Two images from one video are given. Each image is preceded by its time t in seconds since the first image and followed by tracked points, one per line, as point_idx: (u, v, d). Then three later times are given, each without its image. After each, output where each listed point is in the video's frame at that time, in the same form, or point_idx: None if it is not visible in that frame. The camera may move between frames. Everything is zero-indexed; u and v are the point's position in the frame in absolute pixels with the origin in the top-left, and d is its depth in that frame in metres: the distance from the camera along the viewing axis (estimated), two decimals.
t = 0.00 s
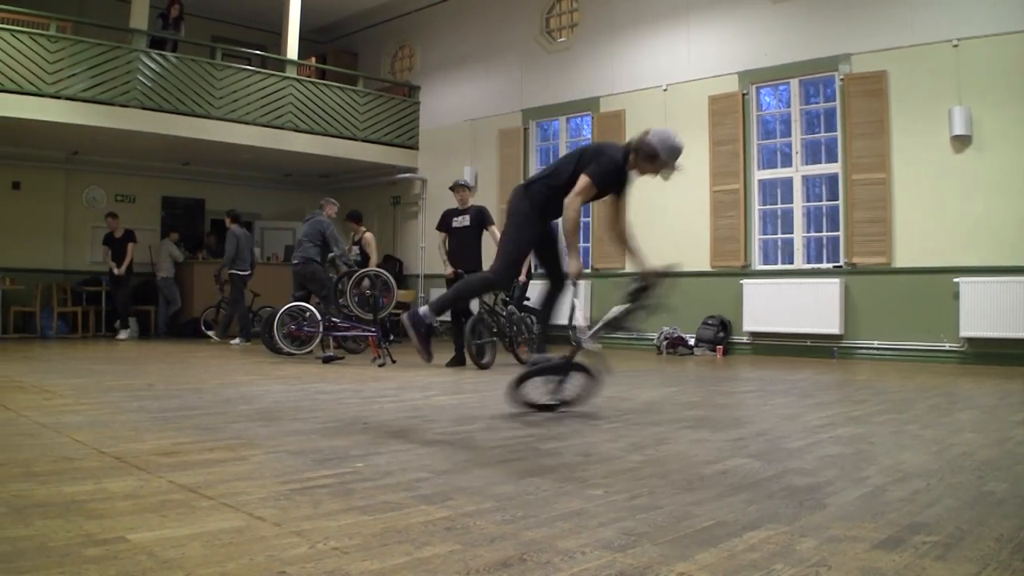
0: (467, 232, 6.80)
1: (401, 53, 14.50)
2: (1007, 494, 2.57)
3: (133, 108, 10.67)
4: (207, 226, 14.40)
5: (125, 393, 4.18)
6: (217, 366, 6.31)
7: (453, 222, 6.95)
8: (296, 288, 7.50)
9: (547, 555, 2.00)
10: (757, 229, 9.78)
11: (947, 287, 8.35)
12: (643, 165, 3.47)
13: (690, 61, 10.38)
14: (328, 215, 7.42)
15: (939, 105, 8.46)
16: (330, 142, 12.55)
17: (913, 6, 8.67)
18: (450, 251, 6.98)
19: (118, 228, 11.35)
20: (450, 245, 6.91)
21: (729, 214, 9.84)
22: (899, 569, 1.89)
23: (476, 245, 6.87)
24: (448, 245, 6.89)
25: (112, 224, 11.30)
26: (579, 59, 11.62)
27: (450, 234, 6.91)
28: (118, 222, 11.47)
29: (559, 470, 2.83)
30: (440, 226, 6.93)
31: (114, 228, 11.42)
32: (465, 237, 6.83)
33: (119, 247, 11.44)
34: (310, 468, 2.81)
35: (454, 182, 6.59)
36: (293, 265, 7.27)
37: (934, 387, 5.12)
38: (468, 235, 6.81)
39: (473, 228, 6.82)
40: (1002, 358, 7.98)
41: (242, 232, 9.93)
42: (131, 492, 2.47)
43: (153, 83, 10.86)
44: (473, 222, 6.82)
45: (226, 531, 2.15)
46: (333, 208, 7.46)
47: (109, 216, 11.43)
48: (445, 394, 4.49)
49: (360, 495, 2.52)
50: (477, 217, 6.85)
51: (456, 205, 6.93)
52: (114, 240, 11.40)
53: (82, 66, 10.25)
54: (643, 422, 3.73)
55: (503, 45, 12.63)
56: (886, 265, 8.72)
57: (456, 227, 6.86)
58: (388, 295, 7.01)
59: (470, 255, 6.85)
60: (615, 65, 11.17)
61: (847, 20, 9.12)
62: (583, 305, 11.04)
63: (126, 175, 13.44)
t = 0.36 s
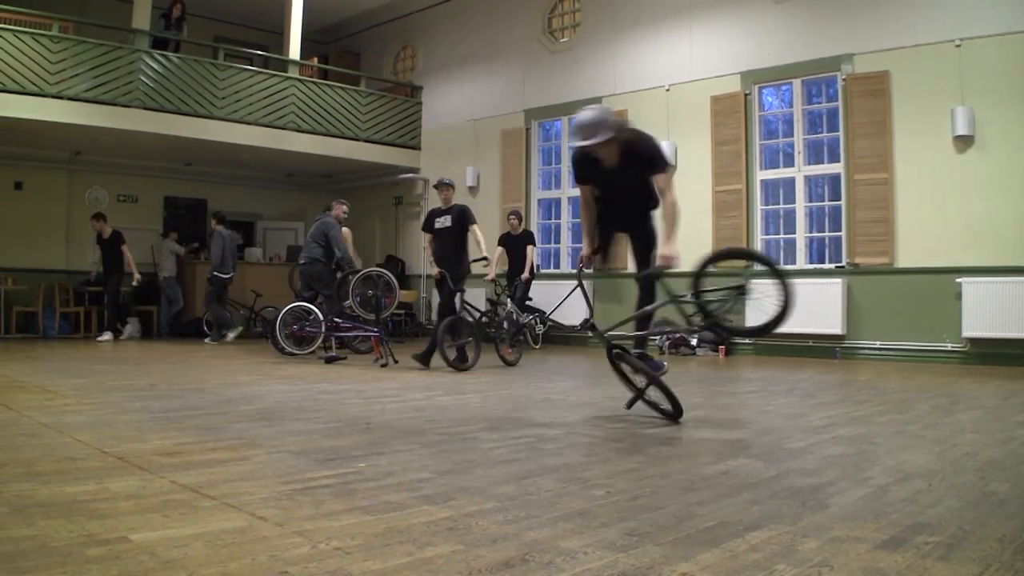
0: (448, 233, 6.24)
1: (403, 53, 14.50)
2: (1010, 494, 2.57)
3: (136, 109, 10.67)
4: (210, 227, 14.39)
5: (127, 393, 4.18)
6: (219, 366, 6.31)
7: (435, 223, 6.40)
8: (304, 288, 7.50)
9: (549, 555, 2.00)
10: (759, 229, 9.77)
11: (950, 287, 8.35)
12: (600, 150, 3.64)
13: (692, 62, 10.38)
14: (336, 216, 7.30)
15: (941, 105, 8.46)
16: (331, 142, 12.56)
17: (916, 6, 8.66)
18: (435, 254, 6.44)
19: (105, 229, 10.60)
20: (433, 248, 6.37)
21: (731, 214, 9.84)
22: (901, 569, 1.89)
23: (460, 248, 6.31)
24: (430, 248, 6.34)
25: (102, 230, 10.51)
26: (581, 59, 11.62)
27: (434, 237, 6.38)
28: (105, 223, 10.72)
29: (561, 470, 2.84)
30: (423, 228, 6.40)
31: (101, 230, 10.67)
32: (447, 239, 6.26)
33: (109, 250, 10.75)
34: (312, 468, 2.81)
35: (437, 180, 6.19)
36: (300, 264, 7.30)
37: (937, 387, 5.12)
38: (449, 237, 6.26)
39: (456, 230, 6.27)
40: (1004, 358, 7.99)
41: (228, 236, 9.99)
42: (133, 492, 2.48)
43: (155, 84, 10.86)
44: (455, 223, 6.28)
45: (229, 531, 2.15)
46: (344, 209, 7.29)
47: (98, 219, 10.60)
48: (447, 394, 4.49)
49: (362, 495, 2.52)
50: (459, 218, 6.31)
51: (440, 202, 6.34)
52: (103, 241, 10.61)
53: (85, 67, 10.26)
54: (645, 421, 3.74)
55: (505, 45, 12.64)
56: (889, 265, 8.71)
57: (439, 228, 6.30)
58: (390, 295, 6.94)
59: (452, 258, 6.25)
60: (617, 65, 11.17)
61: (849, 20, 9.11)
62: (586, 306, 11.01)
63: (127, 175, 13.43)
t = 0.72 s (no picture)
0: (426, 229, 6.21)
1: (406, 53, 14.51)
2: (1013, 494, 2.57)
3: (138, 109, 10.68)
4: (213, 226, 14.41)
5: (130, 393, 4.18)
6: (222, 366, 6.32)
7: (416, 220, 6.38)
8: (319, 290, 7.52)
9: (553, 555, 2.00)
10: (762, 229, 9.76)
11: (953, 287, 8.34)
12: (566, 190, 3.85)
13: (695, 62, 10.37)
14: (350, 217, 7.14)
15: (945, 105, 8.45)
16: (333, 142, 12.56)
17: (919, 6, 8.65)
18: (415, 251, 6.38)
19: (93, 225, 10.45)
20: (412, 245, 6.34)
21: (734, 214, 9.84)
22: (905, 570, 1.89)
23: (438, 245, 6.27)
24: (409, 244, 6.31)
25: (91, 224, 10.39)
26: (584, 59, 11.62)
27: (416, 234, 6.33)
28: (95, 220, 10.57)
29: (565, 470, 2.84)
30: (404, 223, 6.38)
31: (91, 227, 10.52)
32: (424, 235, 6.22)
33: (97, 246, 10.58)
34: (316, 468, 2.81)
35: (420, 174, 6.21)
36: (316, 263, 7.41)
37: (940, 388, 5.12)
38: (426, 234, 6.22)
39: (433, 227, 6.24)
40: (1007, 359, 7.98)
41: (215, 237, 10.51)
42: (137, 493, 2.48)
43: (158, 84, 10.87)
44: (432, 219, 6.23)
45: (232, 531, 2.15)
46: (362, 209, 7.09)
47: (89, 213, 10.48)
48: (450, 394, 4.49)
49: (366, 495, 2.52)
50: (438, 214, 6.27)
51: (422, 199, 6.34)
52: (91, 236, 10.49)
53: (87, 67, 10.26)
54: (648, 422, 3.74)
55: (508, 45, 12.64)
56: (892, 265, 8.71)
57: (420, 225, 6.28)
58: (393, 296, 6.86)
59: (428, 256, 6.21)
60: (620, 65, 11.17)
61: (853, 19, 9.10)
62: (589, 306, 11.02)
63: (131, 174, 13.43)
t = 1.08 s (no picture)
0: (403, 229, 6.10)
1: (408, 53, 14.52)
2: (1015, 494, 2.57)
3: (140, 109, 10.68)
4: (215, 227, 14.41)
5: (132, 393, 4.19)
6: (224, 366, 6.32)
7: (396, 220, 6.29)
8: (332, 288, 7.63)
9: (554, 555, 2.00)
10: (764, 229, 9.75)
11: (955, 288, 8.34)
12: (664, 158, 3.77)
13: (698, 62, 10.37)
14: (363, 216, 7.27)
15: (947, 105, 8.45)
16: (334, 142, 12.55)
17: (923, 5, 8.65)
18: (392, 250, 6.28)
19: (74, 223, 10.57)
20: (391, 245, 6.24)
21: (736, 214, 9.84)
22: (907, 570, 1.89)
23: (415, 244, 6.13)
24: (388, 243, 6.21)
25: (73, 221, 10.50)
26: (586, 59, 11.63)
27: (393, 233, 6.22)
28: (77, 219, 10.80)
29: (567, 470, 2.83)
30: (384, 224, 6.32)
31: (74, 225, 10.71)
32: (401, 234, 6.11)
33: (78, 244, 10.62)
34: (318, 468, 2.81)
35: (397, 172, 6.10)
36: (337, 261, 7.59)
37: (943, 388, 5.11)
38: (403, 234, 6.11)
39: (410, 226, 6.12)
40: (1009, 359, 7.98)
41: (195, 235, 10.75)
42: (139, 492, 2.48)
43: (160, 84, 10.87)
44: (409, 218, 6.12)
45: (234, 531, 2.15)
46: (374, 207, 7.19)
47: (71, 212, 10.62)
48: (451, 395, 4.49)
49: (367, 495, 2.52)
50: (415, 213, 6.15)
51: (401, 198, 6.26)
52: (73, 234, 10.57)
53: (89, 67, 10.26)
54: (650, 422, 3.73)
55: (510, 45, 12.64)
56: (895, 265, 8.70)
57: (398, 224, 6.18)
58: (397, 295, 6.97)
59: (405, 255, 6.09)
60: (622, 65, 11.17)
61: (856, 19, 9.10)
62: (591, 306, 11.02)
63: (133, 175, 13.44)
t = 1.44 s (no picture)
0: (374, 226, 6.00)
1: (409, 53, 14.53)
2: (1016, 494, 2.57)
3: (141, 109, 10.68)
4: (215, 227, 14.41)
5: (133, 393, 4.19)
6: (224, 366, 6.32)
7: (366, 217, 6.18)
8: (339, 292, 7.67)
9: (556, 555, 2.00)
10: (766, 229, 9.75)
11: (956, 288, 8.34)
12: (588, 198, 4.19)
13: (699, 63, 10.36)
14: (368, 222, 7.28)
15: (949, 105, 8.44)
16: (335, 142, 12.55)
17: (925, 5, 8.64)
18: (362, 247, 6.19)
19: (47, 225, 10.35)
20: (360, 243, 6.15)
21: (737, 214, 9.85)
22: (908, 570, 1.89)
23: (384, 243, 6.02)
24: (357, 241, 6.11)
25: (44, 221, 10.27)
26: (587, 59, 11.62)
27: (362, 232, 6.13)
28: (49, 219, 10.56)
29: (568, 470, 2.83)
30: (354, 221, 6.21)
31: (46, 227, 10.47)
32: (370, 232, 6.02)
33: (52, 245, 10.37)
34: (319, 468, 2.82)
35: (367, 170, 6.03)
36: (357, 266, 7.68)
37: (944, 388, 5.11)
38: (372, 231, 6.01)
39: (381, 223, 6.03)
40: (1010, 359, 7.97)
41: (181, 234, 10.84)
42: (141, 492, 2.48)
43: (161, 84, 10.87)
44: (380, 215, 6.02)
45: (236, 530, 2.15)
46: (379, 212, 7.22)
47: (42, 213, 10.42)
48: (452, 395, 4.50)
49: (368, 495, 2.52)
50: (385, 210, 6.06)
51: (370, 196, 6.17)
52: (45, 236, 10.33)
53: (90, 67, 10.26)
54: (651, 422, 3.74)
55: (511, 45, 12.65)
56: (897, 265, 8.70)
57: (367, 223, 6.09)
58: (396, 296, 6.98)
59: (375, 252, 5.99)
60: (623, 65, 11.17)
61: (857, 18, 9.10)
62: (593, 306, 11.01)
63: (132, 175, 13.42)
